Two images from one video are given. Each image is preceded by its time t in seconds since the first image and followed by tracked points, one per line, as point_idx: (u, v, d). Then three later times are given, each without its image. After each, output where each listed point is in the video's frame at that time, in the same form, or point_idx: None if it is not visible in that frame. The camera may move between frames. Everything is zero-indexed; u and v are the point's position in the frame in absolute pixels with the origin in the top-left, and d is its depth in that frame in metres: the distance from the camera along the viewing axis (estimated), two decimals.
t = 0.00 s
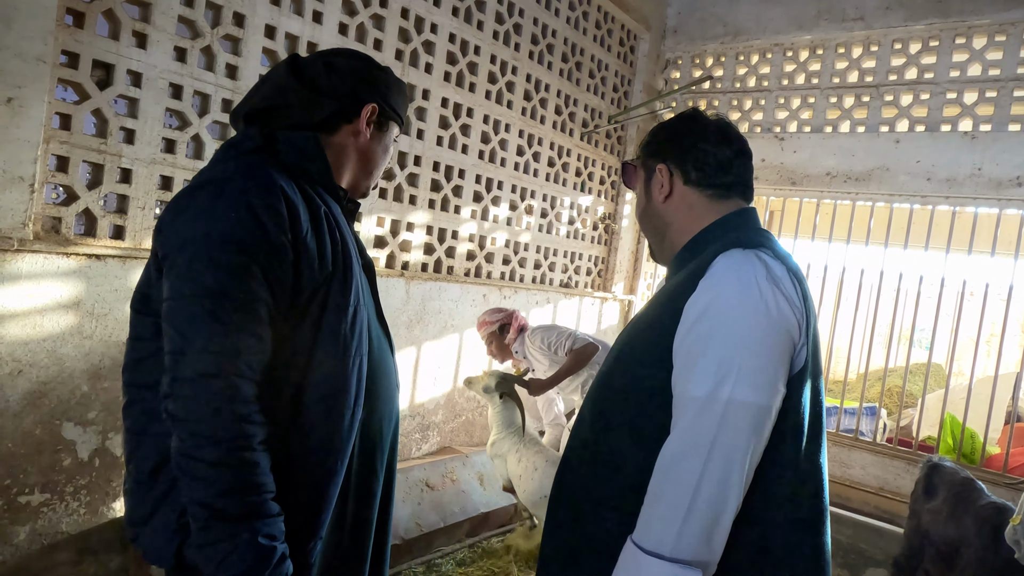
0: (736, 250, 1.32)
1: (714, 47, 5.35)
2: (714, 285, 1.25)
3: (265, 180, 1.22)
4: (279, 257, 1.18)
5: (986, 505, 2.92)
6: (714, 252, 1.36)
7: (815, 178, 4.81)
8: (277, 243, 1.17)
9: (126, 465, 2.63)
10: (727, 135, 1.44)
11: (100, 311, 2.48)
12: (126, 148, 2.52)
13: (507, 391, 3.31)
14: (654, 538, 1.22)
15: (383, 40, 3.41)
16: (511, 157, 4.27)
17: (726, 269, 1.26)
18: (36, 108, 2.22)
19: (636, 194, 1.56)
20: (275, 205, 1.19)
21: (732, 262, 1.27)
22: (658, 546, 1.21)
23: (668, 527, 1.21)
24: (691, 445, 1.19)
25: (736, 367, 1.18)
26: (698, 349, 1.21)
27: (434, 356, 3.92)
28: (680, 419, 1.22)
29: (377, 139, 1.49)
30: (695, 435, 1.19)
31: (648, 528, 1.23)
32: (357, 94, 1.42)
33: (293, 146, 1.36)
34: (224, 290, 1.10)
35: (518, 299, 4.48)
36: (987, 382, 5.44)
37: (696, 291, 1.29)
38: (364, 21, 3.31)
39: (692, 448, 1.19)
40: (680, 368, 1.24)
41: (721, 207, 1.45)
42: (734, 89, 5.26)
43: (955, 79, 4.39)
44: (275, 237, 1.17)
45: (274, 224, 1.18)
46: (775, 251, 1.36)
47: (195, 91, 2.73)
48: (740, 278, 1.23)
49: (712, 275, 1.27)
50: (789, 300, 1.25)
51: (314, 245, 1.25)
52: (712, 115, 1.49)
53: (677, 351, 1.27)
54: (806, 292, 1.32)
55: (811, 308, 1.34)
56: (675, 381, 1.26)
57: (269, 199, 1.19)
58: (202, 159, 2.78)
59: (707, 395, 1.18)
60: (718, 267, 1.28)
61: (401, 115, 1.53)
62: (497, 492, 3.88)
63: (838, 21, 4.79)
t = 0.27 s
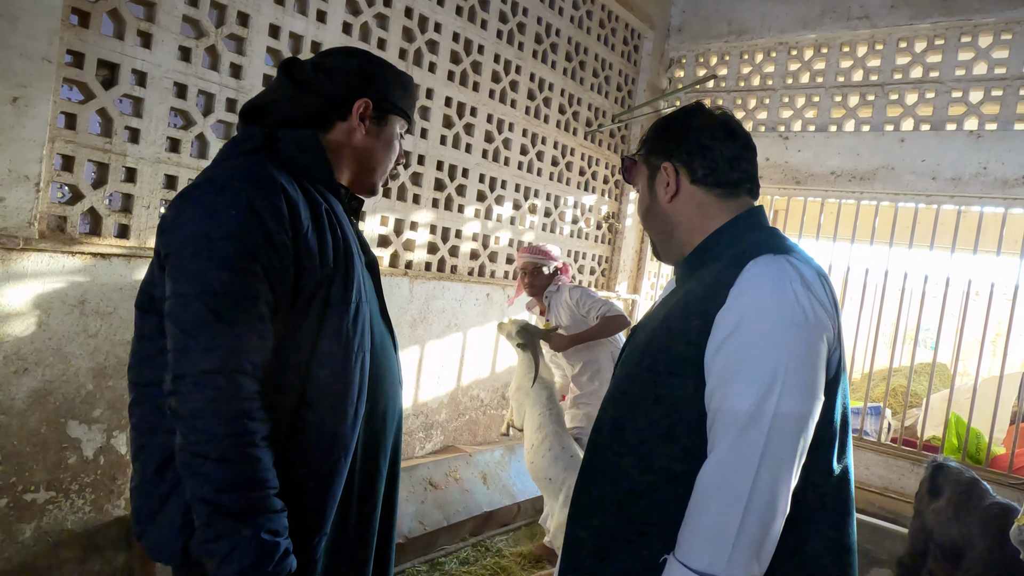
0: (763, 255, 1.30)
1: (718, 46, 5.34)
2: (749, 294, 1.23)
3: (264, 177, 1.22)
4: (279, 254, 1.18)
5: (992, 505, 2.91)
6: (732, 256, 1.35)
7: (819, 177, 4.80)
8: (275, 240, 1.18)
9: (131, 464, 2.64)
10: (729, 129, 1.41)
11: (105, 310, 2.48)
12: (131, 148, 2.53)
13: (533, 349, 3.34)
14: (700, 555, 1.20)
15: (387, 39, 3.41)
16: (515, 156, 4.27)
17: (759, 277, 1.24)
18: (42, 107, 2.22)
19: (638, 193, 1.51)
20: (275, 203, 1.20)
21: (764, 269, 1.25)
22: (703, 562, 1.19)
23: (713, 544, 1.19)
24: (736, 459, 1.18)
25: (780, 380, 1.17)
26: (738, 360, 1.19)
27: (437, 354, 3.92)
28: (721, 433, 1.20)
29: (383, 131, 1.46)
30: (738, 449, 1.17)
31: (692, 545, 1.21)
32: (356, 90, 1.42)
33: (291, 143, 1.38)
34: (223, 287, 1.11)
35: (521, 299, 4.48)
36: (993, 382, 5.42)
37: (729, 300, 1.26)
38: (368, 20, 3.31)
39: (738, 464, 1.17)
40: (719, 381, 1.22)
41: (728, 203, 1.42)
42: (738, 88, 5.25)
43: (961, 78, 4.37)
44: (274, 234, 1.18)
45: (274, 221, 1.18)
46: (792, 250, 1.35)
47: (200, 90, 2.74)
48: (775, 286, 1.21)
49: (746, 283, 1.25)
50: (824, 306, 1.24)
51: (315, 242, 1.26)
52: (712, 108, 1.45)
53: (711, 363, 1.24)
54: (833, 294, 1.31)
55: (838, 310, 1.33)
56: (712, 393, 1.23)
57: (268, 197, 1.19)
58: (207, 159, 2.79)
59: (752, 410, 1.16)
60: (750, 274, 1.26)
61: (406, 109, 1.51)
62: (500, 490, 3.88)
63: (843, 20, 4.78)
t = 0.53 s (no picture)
0: (798, 269, 1.25)
1: (720, 46, 5.33)
2: (787, 313, 1.18)
3: (254, 174, 1.24)
4: (269, 249, 1.20)
5: (995, 506, 2.90)
6: (734, 258, 1.34)
7: (822, 177, 4.79)
8: (264, 235, 1.19)
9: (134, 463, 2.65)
10: (755, 124, 1.35)
11: (108, 310, 2.49)
12: (134, 148, 2.54)
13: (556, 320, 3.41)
14: None
15: (390, 39, 3.42)
16: (517, 156, 4.27)
17: (797, 295, 1.19)
18: (46, 108, 2.23)
19: (656, 190, 1.45)
20: (262, 199, 1.21)
21: (802, 287, 1.20)
22: None
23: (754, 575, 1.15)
24: (778, 488, 1.14)
25: (822, 404, 1.13)
26: (782, 384, 1.14)
27: (440, 354, 3.93)
28: (761, 459, 1.15)
29: (353, 116, 1.40)
30: (781, 477, 1.13)
31: None
32: (350, 87, 1.39)
33: (290, 144, 1.38)
34: (211, 281, 1.12)
35: (523, 298, 4.48)
36: (996, 382, 5.41)
37: (765, 318, 1.21)
38: (371, 20, 3.31)
39: (778, 490, 1.14)
40: (757, 405, 1.17)
41: (752, 203, 1.36)
42: (740, 88, 5.25)
43: (964, 78, 4.36)
44: (263, 229, 1.19)
45: (262, 216, 1.20)
46: (821, 259, 1.31)
47: (203, 90, 2.74)
48: (816, 306, 1.17)
49: (784, 301, 1.20)
50: (861, 324, 1.21)
51: (305, 237, 1.27)
52: (740, 103, 1.39)
53: (747, 385, 1.19)
54: (868, 310, 1.27)
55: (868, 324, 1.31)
56: (749, 418, 1.18)
57: (256, 193, 1.21)
58: (210, 159, 2.79)
59: (793, 435, 1.13)
60: (788, 291, 1.21)
61: (405, 102, 1.46)
62: (502, 490, 3.89)
63: (846, 19, 4.77)
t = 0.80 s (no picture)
0: (833, 287, 1.23)
1: (722, 45, 5.33)
2: (823, 336, 1.16)
3: (253, 173, 1.25)
4: (269, 247, 1.20)
5: (996, 507, 2.89)
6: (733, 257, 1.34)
7: (824, 176, 4.79)
8: (265, 233, 1.19)
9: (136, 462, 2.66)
10: (781, 122, 1.31)
11: (111, 309, 2.50)
12: (136, 148, 2.54)
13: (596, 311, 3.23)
14: None
15: (391, 39, 3.42)
16: (518, 155, 4.27)
17: (832, 317, 1.18)
18: (49, 108, 2.24)
19: (676, 190, 1.44)
20: (261, 197, 1.22)
21: (837, 307, 1.18)
22: None
23: None
24: (812, 512, 1.14)
25: (858, 431, 1.13)
26: (817, 407, 1.14)
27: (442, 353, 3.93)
28: (795, 482, 1.15)
29: (332, 114, 1.40)
30: (816, 500, 1.13)
31: None
32: (330, 85, 1.37)
33: (286, 145, 1.38)
34: (217, 275, 1.11)
35: (525, 298, 4.48)
36: (998, 382, 5.40)
37: (798, 337, 1.20)
38: (372, 19, 3.31)
39: (814, 513, 1.14)
40: (791, 427, 1.16)
41: (775, 206, 1.34)
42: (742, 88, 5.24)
43: (966, 77, 4.36)
44: (263, 226, 1.19)
45: (262, 214, 1.20)
46: (849, 266, 1.30)
47: (205, 90, 2.74)
48: (853, 330, 1.15)
49: (819, 320, 1.19)
50: (899, 342, 1.20)
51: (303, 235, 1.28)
52: (766, 100, 1.35)
53: (780, 405, 1.18)
54: (904, 324, 1.25)
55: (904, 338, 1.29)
56: (782, 439, 1.17)
57: (256, 191, 1.21)
58: (212, 159, 2.79)
59: (830, 462, 1.12)
60: (823, 309, 1.19)
61: (389, 93, 1.43)
62: (503, 489, 3.89)
63: (848, 18, 4.76)
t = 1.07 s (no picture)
0: (858, 291, 1.04)
1: (723, 44, 5.32)
2: (846, 345, 0.99)
3: (255, 173, 1.25)
4: (271, 246, 1.20)
5: (997, 506, 2.89)
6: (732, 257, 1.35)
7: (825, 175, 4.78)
8: (268, 233, 1.20)
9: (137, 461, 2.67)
10: (805, 115, 1.13)
11: (111, 308, 2.50)
12: (136, 147, 2.54)
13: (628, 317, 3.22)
14: None
15: (392, 38, 3.41)
16: (519, 154, 4.27)
17: (858, 324, 1.00)
18: (49, 107, 2.24)
19: (691, 195, 1.27)
20: (263, 195, 1.22)
21: (863, 313, 1.00)
22: None
23: None
24: (836, 553, 0.96)
25: (887, 454, 0.95)
26: (838, 430, 0.96)
27: (443, 352, 3.93)
28: (814, 516, 0.98)
29: (329, 114, 1.39)
30: (838, 538, 0.96)
31: None
32: (328, 85, 1.37)
33: (288, 144, 1.38)
34: (222, 276, 1.11)
35: (526, 297, 4.47)
36: (999, 381, 5.39)
37: (818, 350, 1.02)
38: (373, 19, 3.31)
39: (836, 554, 0.96)
40: (807, 453, 0.99)
41: (800, 210, 1.16)
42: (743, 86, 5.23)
43: (968, 76, 4.35)
44: (265, 224, 1.19)
45: (265, 213, 1.20)
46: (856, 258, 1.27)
47: (206, 89, 2.75)
48: (879, 338, 0.97)
49: (842, 330, 1.01)
50: (933, 353, 1.01)
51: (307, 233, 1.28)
52: (788, 91, 1.16)
53: (796, 428, 1.02)
54: (942, 332, 1.06)
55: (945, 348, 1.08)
56: (798, 466, 1.00)
57: (258, 190, 1.22)
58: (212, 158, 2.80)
59: (854, 488, 0.95)
60: (846, 318, 1.01)
61: (387, 93, 1.43)
62: (504, 488, 3.89)
63: (849, 17, 4.75)
